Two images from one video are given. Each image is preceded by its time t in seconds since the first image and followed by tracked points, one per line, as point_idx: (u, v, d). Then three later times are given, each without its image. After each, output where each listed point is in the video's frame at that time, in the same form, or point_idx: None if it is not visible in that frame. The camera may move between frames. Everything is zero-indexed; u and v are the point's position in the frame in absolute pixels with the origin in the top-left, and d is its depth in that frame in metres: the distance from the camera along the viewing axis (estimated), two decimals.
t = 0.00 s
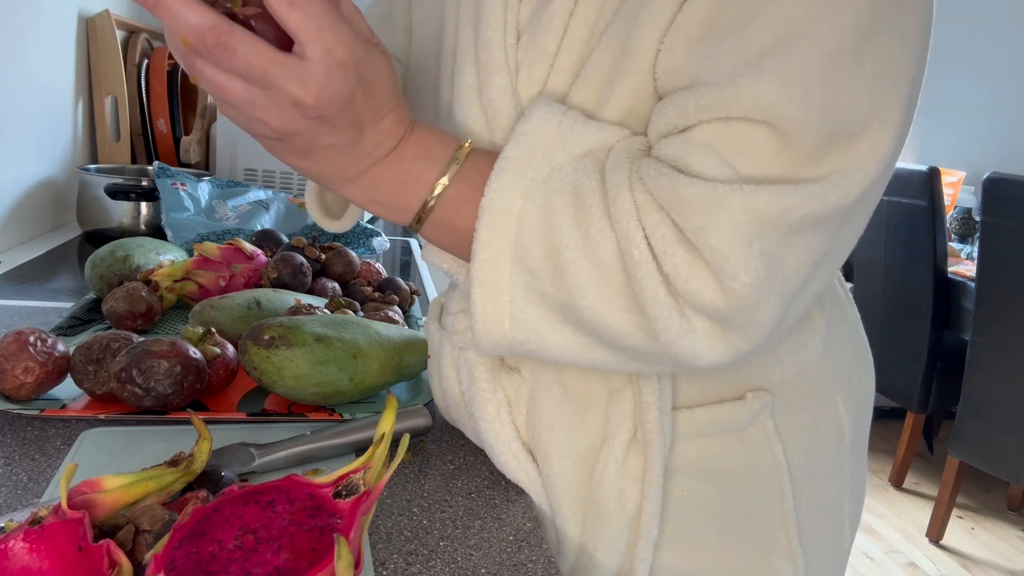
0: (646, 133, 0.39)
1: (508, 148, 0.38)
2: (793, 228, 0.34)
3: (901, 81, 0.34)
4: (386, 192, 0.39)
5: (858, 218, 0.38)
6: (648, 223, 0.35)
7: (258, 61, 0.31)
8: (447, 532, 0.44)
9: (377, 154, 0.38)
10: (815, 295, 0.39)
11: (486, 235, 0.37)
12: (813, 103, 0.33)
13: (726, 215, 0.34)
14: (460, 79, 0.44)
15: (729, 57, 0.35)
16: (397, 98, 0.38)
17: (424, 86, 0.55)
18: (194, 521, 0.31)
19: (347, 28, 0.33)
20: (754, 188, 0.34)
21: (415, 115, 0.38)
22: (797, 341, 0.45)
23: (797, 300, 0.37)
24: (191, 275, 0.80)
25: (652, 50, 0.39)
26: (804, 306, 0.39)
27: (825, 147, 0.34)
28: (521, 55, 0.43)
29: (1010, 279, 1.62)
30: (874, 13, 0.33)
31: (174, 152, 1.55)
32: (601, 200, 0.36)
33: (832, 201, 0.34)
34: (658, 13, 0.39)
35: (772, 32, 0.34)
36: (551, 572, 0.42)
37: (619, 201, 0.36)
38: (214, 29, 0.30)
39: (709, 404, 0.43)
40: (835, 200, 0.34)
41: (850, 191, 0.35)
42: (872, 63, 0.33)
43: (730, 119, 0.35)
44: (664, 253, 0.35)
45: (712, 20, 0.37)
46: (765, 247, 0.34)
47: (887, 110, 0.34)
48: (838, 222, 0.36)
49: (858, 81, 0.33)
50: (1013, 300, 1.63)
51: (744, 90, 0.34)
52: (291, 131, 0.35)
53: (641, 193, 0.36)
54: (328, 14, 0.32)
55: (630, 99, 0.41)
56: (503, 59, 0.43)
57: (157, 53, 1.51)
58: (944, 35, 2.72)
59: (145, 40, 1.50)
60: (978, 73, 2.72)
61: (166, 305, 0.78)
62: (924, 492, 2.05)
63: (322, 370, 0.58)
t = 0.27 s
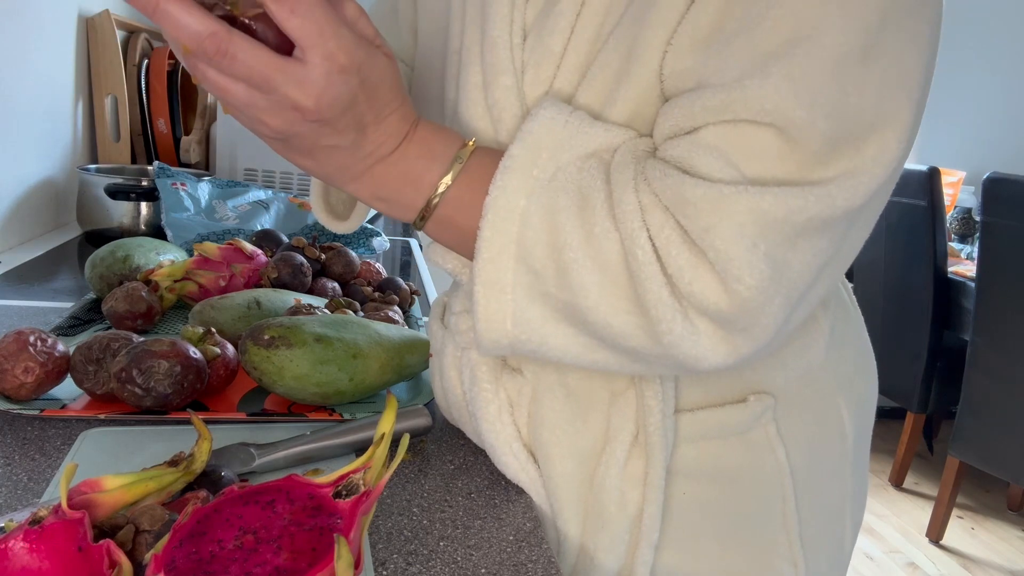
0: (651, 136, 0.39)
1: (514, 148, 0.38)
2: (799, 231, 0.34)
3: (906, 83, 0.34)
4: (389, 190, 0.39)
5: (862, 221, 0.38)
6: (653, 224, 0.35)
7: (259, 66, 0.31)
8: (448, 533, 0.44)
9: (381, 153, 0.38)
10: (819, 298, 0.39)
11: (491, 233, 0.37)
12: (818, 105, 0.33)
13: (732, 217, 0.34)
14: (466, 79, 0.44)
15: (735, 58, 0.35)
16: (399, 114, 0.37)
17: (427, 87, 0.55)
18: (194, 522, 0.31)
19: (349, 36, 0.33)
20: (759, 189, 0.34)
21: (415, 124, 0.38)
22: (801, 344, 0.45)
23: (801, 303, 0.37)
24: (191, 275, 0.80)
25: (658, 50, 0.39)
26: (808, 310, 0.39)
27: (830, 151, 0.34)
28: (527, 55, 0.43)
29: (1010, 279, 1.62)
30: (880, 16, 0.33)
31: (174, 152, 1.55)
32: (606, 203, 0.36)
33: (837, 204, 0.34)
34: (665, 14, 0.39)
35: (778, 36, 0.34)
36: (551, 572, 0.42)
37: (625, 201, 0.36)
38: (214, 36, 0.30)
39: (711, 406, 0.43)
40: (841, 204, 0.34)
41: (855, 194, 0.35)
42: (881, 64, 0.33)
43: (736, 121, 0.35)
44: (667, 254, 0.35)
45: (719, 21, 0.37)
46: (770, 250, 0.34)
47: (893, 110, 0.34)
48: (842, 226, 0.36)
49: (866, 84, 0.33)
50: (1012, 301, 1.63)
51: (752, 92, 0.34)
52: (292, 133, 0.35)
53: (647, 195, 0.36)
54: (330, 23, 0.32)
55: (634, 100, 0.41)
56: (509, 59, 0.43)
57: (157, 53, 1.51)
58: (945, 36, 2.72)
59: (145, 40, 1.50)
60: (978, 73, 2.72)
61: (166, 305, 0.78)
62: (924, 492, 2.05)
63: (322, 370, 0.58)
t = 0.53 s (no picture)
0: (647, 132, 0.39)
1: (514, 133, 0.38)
2: (796, 228, 0.34)
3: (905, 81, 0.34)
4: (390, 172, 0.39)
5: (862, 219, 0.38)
6: (649, 213, 0.35)
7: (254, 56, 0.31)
8: (448, 533, 0.44)
9: (381, 135, 0.38)
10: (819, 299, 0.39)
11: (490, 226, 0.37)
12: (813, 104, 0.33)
13: (723, 210, 0.34)
14: (464, 79, 0.44)
15: (729, 58, 0.35)
16: (397, 99, 0.37)
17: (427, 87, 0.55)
18: (194, 522, 0.31)
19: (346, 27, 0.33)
20: (753, 184, 0.34)
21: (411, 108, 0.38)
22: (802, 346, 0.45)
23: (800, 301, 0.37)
24: (191, 275, 0.80)
25: (654, 50, 0.39)
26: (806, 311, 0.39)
27: (825, 149, 0.34)
28: (524, 55, 0.43)
29: (1010, 279, 1.62)
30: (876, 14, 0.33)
31: (174, 152, 1.55)
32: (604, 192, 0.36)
33: (833, 201, 0.34)
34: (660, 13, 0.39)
35: (774, 35, 0.34)
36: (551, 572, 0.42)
37: (622, 191, 0.36)
38: (204, 30, 0.31)
39: (711, 408, 0.43)
40: (838, 201, 0.34)
41: (853, 193, 0.34)
42: (876, 64, 0.33)
43: (731, 120, 0.35)
44: (662, 246, 0.35)
45: (714, 21, 0.37)
46: (763, 243, 0.34)
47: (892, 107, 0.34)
48: (839, 226, 0.36)
49: (859, 84, 0.33)
50: (1012, 301, 1.63)
51: (744, 91, 0.34)
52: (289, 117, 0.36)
53: (640, 181, 0.36)
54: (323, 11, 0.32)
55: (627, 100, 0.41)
56: (506, 59, 0.43)
57: (157, 53, 1.51)
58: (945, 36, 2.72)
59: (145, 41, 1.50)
60: (978, 73, 2.72)
61: (166, 305, 0.78)
62: (924, 492, 2.05)
63: (322, 370, 0.58)
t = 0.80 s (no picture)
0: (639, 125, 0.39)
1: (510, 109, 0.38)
2: (790, 216, 0.34)
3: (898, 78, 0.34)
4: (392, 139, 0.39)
5: (857, 216, 0.37)
6: (645, 196, 0.35)
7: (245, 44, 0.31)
8: (447, 533, 0.44)
9: (383, 100, 0.38)
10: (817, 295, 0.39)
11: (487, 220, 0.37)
12: (800, 98, 0.33)
13: (711, 193, 0.33)
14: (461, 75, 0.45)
15: (717, 55, 0.35)
16: (398, 75, 0.38)
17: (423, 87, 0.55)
18: (194, 522, 0.31)
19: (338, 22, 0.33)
20: (744, 169, 0.33)
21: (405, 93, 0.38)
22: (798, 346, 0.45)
23: (796, 294, 0.36)
24: (191, 275, 0.80)
25: (644, 46, 0.39)
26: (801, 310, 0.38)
27: (818, 142, 0.34)
28: (518, 55, 0.43)
29: (1010, 279, 1.62)
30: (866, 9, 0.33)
31: (174, 152, 1.55)
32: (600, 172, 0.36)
33: (824, 192, 0.34)
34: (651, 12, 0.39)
35: (761, 29, 0.34)
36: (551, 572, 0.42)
37: (617, 179, 0.35)
38: None
39: (709, 408, 0.43)
40: (830, 192, 0.34)
41: (851, 187, 0.35)
42: (866, 64, 0.33)
43: (719, 113, 0.35)
44: (656, 227, 0.34)
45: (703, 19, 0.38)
46: (751, 229, 0.34)
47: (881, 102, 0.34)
48: (833, 221, 0.36)
49: (851, 79, 0.33)
50: (1012, 301, 1.63)
51: (730, 85, 0.34)
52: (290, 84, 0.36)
53: (639, 172, 0.35)
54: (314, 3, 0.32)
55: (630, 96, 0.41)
56: (499, 60, 0.43)
57: (157, 53, 1.51)
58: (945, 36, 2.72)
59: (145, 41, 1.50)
60: (978, 73, 2.72)
61: (166, 305, 0.79)
62: (924, 492, 2.05)
63: (322, 370, 0.58)
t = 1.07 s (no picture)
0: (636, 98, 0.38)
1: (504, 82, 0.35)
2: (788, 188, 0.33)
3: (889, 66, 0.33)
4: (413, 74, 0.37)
5: (852, 204, 0.36)
6: (642, 158, 0.34)
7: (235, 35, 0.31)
8: (447, 532, 0.44)
9: (408, 33, 0.36)
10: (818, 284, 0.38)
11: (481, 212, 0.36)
12: (779, 78, 0.32)
13: (698, 155, 0.32)
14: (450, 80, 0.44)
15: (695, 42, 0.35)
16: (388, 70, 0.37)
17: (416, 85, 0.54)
18: (194, 522, 0.31)
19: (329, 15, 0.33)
20: (731, 139, 0.32)
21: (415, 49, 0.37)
22: (786, 352, 0.45)
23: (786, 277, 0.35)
24: (191, 275, 0.80)
25: (630, 42, 0.39)
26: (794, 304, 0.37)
27: (811, 125, 0.33)
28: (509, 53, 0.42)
29: (1010, 279, 1.62)
30: None
31: (174, 152, 1.54)
32: (603, 124, 0.35)
33: (812, 173, 0.33)
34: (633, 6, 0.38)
35: (736, 15, 0.34)
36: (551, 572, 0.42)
37: (621, 146, 0.34)
38: None
39: (707, 408, 0.43)
40: (819, 175, 0.33)
41: (843, 175, 0.34)
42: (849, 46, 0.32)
43: (699, 100, 0.34)
44: (649, 187, 0.33)
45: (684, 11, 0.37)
46: (733, 196, 0.33)
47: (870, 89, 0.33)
48: (824, 207, 0.35)
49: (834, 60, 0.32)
50: (1012, 301, 1.63)
51: (705, 70, 0.34)
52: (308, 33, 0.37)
53: (643, 154, 0.34)
54: None
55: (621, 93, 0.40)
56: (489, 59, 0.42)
57: (157, 53, 1.51)
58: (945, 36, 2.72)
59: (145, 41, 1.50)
60: (978, 73, 2.72)
61: (166, 305, 0.79)
62: (924, 492, 2.05)
63: (322, 370, 0.58)
